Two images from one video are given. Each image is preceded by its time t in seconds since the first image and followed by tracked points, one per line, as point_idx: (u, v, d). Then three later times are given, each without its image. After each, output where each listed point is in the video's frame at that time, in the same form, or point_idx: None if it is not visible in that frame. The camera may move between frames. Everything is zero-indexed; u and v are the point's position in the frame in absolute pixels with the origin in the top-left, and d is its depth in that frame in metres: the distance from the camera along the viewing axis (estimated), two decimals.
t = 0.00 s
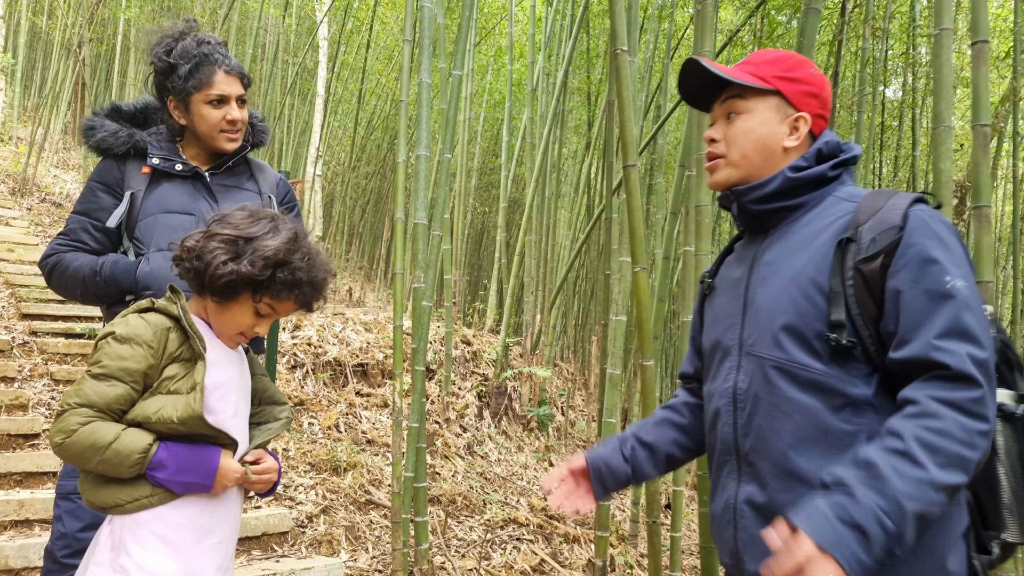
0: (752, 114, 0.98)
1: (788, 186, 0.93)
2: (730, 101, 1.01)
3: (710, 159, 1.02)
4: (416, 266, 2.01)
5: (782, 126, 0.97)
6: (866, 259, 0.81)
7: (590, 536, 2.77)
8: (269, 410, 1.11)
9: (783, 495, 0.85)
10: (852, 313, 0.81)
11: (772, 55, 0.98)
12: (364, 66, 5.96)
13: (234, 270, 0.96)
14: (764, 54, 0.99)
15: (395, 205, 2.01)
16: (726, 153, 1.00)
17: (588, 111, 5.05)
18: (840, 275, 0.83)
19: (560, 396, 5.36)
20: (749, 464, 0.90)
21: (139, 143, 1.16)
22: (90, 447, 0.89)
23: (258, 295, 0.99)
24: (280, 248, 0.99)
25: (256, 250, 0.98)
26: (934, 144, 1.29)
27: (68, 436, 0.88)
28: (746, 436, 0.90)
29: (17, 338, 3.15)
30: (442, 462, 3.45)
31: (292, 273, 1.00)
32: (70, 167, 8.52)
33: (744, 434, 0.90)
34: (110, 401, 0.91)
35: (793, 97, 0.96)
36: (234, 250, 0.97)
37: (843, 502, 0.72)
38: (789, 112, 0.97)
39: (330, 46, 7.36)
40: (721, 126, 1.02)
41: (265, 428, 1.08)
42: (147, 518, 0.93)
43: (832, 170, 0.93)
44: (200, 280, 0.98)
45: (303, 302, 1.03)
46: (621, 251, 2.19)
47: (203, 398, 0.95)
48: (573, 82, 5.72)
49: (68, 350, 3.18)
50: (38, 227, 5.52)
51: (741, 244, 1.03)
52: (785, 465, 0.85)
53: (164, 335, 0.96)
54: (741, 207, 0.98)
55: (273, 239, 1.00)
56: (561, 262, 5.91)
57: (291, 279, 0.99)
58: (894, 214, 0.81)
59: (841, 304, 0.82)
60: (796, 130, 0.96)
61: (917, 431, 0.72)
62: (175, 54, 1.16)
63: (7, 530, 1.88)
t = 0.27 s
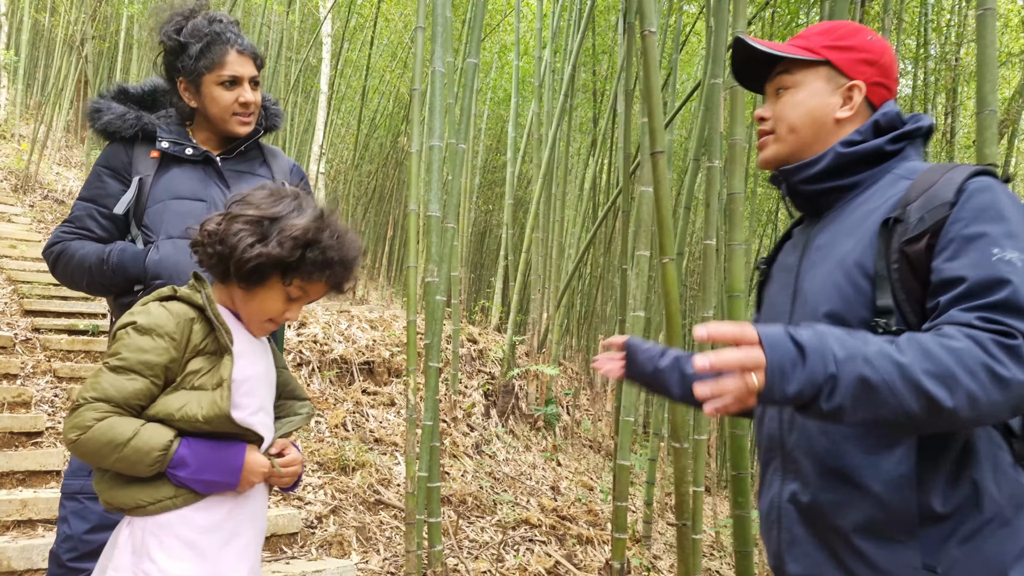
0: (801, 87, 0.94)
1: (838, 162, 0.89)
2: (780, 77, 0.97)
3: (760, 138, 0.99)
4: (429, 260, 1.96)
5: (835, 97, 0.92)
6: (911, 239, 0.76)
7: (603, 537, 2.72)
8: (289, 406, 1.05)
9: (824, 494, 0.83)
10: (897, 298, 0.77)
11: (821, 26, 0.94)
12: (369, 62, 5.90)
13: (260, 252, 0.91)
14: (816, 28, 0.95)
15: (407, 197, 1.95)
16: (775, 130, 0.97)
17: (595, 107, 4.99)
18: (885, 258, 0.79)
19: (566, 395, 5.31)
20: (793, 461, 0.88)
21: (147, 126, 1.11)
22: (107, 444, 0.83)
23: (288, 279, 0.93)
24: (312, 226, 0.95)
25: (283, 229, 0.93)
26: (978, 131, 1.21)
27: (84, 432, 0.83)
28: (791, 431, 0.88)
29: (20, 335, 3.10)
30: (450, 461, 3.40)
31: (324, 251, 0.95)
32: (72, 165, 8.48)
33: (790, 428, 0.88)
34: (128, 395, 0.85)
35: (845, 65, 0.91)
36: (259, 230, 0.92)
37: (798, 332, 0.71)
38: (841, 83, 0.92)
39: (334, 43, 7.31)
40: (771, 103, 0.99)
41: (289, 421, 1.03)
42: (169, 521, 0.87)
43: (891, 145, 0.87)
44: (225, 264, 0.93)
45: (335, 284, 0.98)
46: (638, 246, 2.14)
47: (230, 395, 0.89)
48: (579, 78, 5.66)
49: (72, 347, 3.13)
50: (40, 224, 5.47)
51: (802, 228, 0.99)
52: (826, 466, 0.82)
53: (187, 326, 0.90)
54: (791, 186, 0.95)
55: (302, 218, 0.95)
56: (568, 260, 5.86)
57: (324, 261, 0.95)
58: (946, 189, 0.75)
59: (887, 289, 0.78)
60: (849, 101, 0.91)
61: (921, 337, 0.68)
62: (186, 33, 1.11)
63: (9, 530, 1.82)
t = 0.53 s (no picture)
0: (843, 97, 0.90)
1: (896, 164, 0.83)
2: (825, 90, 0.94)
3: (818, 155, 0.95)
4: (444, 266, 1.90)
5: (877, 97, 0.87)
6: (953, 252, 0.70)
7: (617, 548, 2.66)
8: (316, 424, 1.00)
9: (867, 523, 0.79)
10: (941, 316, 0.72)
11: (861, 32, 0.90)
12: (372, 62, 5.84)
13: (275, 230, 0.90)
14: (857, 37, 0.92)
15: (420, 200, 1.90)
16: (827, 143, 0.92)
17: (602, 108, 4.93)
18: (928, 272, 0.73)
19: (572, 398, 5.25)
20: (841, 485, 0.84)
21: (156, 128, 1.04)
22: (137, 473, 0.77)
23: (309, 244, 0.93)
24: (301, 187, 0.94)
25: (279, 201, 0.93)
26: None
27: (111, 459, 0.77)
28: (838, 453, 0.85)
29: (21, 340, 3.04)
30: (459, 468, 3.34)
31: (326, 204, 0.95)
32: (74, 166, 8.42)
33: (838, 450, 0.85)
34: (159, 419, 0.79)
35: (881, 65, 0.86)
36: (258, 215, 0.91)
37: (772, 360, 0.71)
38: (882, 81, 0.86)
39: (337, 44, 7.25)
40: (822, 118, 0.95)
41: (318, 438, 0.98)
42: (199, 557, 0.82)
43: (956, 142, 0.79)
44: (248, 265, 0.91)
45: (349, 232, 0.99)
46: (657, 250, 2.08)
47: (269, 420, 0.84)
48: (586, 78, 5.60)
49: (74, 352, 3.07)
50: (42, 226, 5.42)
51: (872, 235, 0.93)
52: (869, 494, 0.78)
53: (222, 343, 0.85)
54: (851, 193, 0.89)
55: (287, 185, 0.94)
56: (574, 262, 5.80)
57: (330, 209, 0.96)
58: (995, 197, 0.69)
59: (931, 305, 0.72)
60: (892, 97, 0.86)
61: (918, 368, 0.66)
62: (199, 29, 1.06)
63: (11, 545, 1.77)
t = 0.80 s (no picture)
0: (891, 131, 0.87)
1: (936, 211, 0.81)
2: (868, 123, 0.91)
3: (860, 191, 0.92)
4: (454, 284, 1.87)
5: (931, 135, 0.85)
6: (990, 307, 0.65)
7: (627, 566, 2.65)
8: (333, 469, 0.98)
9: None
10: (977, 376, 0.67)
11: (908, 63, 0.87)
12: (375, 69, 5.81)
13: (281, 273, 0.87)
14: (903, 66, 0.89)
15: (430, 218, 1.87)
16: (871, 180, 0.90)
17: (606, 115, 4.90)
18: (965, 326, 0.69)
19: (577, 407, 5.22)
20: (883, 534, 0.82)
21: (167, 158, 1.03)
22: (159, 539, 0.75)
23: (316, 283, 0.90)
24: (302, 222, 0.91)
25: (280, 241, 0.89)
26: None
27: (131, 525, 0.75)
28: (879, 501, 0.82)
29: (25, 354, 3.02)
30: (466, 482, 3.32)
31: (331, 237, 0.93)
32: (76, 172, 8.41)
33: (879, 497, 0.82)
34: (179, 480, 0.77)
35: (937, 101, 0.84)
36: (262, 259, 0.88)
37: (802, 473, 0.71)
38: (935, 119, 0.84)
39: (339, 50, 7.22)
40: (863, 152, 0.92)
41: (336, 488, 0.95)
42: None
43: (998, 186, 0.77)
44: (258, 312, 0.89)
45: (356, 261, 0.96)
46: (670, 267, 2.05)
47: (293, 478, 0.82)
48: (591, 84, 5.57)
49: (78, 366, 3.05)
50: (45, 235, 5.40)
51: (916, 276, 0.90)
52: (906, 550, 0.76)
53: (241, 398, 0.83)
54: (893, 240, 0.87)
55: (286, 222, 0.91)
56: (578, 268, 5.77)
57: (335, 241, 0.93)
58: None
59: (966, 362, 0.68)
60: (948, 137, 0.84)
61: (950, 463, 0.63)
62: (219, 56, 1.04)
63: (16, 571, 1.75)
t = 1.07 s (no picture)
0: (897, 171, 0.88)
1: (945, 253, 0.81)
2: (873, 159, 0.92)
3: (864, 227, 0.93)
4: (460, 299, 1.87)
5: (937, 177, 0.86)
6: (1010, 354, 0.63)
7: None
8: (337, 503, 0.97)
9: None
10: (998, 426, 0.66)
11: (915, 101, 0.88)
12: (377, 75, 5.80)
13: (292, 310, 0.88)
14: (907, 102, 0.90)
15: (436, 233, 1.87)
16: (877, 219, 0.90)
17: (608, 121, 4.89)
18: (986, 373, 0.67)
19: (580, 413, 5.21)
20: None
21: (175, 183, 1.03)
22: None
23: (324, 318, 0.91)
24: (309, 258, 0.92)
25: (288, 279, 0.90)
26: None
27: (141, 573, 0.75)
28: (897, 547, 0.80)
29: (28, 364, 3.02)
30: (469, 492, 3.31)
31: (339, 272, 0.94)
32: (78, 177, 8.41)
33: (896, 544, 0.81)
34: (189, 526, 0.77)
35: (944, 142, 0.85)
36: (271, 296, 0.88)
37: None
38: (942, 160, 0.86)
39: (341, 55, 7.22)
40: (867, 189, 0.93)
41: (342, 526, 0.94)
42: None
43: (1008, 229, 0.76)
44: (267, 349, 0.89)
45: (361, 295, 0.97)
46: (675, 279, 2.05)
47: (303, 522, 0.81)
48: (593, 90, 5.57)
49: (81, 377, 3.05)
50: (47, 242, 5.40)
51: (927, 313, 0.89)
52: None
53: (250, 439, 0.82)
54: (901, 279, 0.87)
55: (294, 258, 0.92)
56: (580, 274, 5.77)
57: (341, 276, 0.94)
58: None
59: (988, 411, 0.67)
60: (954, 180, 0.85)
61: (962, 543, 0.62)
62: (239, 82, 1.05)
63: None
